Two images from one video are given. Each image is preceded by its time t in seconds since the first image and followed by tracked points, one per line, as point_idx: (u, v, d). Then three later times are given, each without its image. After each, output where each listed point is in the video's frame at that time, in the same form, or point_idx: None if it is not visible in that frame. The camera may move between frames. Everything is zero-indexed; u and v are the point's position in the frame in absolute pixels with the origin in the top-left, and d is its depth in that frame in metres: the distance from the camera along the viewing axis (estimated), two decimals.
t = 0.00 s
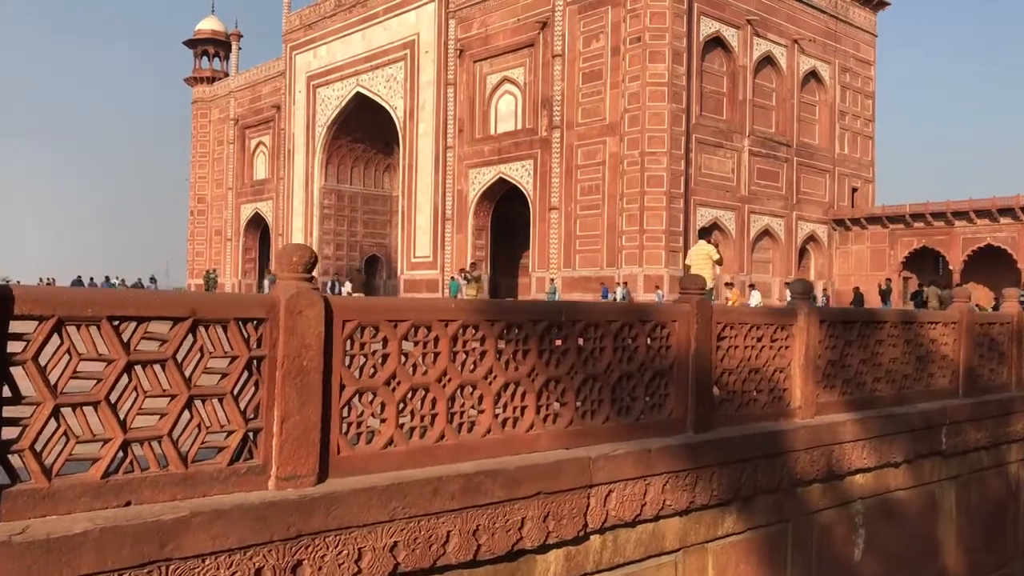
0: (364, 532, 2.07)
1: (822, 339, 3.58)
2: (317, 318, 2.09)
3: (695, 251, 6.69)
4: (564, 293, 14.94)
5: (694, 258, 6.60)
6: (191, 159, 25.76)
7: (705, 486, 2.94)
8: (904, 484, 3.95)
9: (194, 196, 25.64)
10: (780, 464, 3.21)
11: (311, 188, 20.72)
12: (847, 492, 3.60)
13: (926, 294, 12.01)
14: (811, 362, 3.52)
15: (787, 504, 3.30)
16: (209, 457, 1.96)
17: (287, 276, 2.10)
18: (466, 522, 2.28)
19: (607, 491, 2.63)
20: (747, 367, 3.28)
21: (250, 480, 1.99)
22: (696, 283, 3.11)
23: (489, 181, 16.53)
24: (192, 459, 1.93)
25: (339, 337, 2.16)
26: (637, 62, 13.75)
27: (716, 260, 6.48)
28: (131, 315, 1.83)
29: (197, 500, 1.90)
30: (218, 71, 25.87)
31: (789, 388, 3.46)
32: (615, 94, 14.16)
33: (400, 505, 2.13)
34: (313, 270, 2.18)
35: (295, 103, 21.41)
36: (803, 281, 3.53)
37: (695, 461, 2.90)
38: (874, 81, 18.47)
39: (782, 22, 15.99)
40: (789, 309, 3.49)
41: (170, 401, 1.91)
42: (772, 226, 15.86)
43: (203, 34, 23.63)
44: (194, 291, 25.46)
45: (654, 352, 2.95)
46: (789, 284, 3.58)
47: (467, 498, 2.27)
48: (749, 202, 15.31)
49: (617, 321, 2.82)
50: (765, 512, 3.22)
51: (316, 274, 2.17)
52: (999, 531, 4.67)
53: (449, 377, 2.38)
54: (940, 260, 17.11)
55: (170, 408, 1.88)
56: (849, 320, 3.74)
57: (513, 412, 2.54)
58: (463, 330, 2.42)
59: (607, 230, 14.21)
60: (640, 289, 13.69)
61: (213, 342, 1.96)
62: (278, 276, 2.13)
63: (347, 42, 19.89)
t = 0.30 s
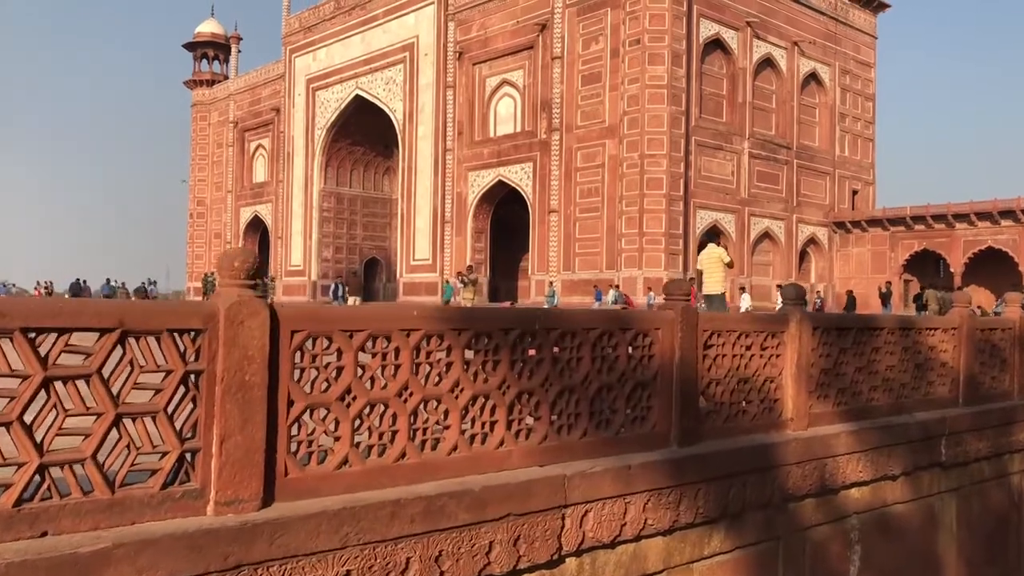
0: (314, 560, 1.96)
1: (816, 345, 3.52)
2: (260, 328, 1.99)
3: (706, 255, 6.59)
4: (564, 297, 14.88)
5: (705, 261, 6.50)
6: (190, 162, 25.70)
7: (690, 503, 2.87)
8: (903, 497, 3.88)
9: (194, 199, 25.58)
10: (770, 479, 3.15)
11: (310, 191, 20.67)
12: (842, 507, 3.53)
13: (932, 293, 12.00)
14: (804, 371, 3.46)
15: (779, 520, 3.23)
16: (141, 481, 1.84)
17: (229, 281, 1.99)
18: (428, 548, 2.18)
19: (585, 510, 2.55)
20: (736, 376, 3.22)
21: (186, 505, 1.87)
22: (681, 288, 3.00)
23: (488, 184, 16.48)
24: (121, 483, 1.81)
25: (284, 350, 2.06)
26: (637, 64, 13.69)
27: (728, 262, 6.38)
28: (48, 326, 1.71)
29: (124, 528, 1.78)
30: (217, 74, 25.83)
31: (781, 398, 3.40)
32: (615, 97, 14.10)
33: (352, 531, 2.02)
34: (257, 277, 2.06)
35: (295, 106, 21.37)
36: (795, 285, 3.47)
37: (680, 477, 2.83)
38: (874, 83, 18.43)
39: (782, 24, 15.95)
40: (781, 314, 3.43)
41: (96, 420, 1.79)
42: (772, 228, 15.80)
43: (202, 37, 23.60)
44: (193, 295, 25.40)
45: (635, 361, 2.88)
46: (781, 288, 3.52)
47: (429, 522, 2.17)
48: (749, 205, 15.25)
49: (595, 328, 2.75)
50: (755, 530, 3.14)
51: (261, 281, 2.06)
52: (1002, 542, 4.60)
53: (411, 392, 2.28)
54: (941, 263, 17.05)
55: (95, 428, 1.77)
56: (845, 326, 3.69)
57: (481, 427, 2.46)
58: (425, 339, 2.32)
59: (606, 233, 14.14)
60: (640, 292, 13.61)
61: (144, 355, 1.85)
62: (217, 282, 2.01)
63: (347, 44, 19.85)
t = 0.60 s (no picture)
0: None
1: (794, 353, 3.47)
2: (178, 334, 1.93)
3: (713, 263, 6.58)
4: (562, 305, 14.83)
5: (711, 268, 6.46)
6: (190, 172, 25.69)
7: (659, 521, 2.81)
8: (890, 511, 3.81)
9: (193, 208, 25.56)
10: (746, 494, 3.09)
11: (309, 200, 20.65)
12: (825, 522, 3.47)
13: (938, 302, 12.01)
14: (782, 381, 3.41)
15: (756, 537, 3.17)
16: (42, 502, 1.78)
17: (144, 285, 1.94)
18: (365, 571, 2.11)
19: (542, 529, 2.49)
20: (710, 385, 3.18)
21: (90, 527, 1.80)
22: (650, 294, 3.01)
23: (487, 193, 16.44)
24: (17, 505, 1.74)
25: (206, 362, 2.00)
26: (635, 73, 13.67)
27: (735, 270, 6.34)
28: None
29: (19, 552, 1.70)
30: (216, 83, 25.85)
31: (758, 409, 3.36)
32: (613, 105, 14.08)
33: (278, 553, 1.95)
34: (175, 278, 1.99)
35: (294, 115, 21.37)
36: (773, 291, 3.44)
37: (648, 493, 2.76)
38: (873, 91, 18.41)
39: (780, 32, 15.94)
40: (759, 321, 3.39)
41: None
42: (771, 237, 15.76)
43: (202, 46, 23.63)
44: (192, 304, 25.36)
45: (599, 371, 2.84)
46: (759, 294, 3.48)
47: (365, 544, 2.09)
48: (748, 213, 15.22)
49: (556, 336, 2.71)
50: (731, 547, 3.08)
51: (178, 284, 2.00)
52: (994, 556, 4.54)
53: (350, 404, 2.22)
54: (941, 271, 16.98)
55: None
56: (828, 334, 3.65)
57: (429, 442, 2.39)
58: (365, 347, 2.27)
59: (605, 241, 14.10)
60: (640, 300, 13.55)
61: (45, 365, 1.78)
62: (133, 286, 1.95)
63: (346, 54, 19.86)
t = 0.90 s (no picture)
0: None
1: (762, 366, 3.42)
2: (70, 347, 1.85)
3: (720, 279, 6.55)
4: (560, 318, 14.77)
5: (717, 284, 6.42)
6: (188, 185, 25.67)
7: (614, 543, 2.75)
8: (867, 530, 3.74)
9: (191, 221, 25.53)
10: (710, 514, 3.02)
11: (307, 213, 20.63)
12: (798, 543, 3.39)
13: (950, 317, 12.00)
14: (750, 395, 3.36)
15: (723, 558, 3.10)
16: None
17: (33, 293, 1.87)
18: None
19: (484, 553, 2.42)
20: (672, 400, 3.12)
21: None
22: (605, 304, 2.93)
23: (484, 205, 16.43)
24: None
25: (105, 378, 1.93)
26: (632, 85, 13.68)
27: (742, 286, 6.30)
28: None
29: None
30: (216, 96, 25.88)
31: (724, 426, 3.31)
32: (610, 117, 14.07)
33: None
34: (71, 284, 1.94)
35: (293, 128, 21.38)
36: (740, 301, 3.39)
37: (601, 515, 2.70)
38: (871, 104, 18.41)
39: (778, 45, 15.94)
40: (723, 334, 3.34)
41: None
42: (770, 249, 15.72)
43: (201, 59, 23.68)
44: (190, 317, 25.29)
45: (550, 386, 2.78)
46: (725, 305, 3.44)
47: (285, 570, 2.02)
48: (746, 225, 15.19)
49: (502, 350, 2.65)
50: (694, 570, 3.00)
51: (72, 295, 1.94)
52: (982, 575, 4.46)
53: (271, 424, 2.16)
54: (940, 283, 16.91)
55: None
56: (800, 346, 3.60)
57: (360, 462, 2.33)
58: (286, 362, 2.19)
59: (602, 254, 14.06)
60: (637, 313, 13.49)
61: None
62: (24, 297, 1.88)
63: (344, 67, 19.89)
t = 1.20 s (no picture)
0: None
1: (726, 386, 3.33)
2: None
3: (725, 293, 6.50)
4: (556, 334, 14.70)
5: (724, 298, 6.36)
6: (186, 202, 25.67)
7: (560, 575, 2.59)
8: (843, 558, 3.62)
9: (189, 238, 25.50)
10: (666, 543, 2.88)
11: (304, 230, 20.62)
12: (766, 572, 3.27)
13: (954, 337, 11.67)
14: (713, 417, 3.25)
15: None
16: None
17: None
18: None
19: None
20: (629, 421, 3.01)
21: None
22: (552, 321, 2.81)
23: (481, 221, 16.40)
24: None
25: None
26: (629, 101, 13.68)
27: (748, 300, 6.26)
28: None
29: None
30: (214, 113, 25.94)
31: (685, 449, 3.19)
32: (606, 134, 14.08)
33: None
34: None
35: (291, 145, 21.39)
36: (705, 316, 3.27)
37: (544, 546, 2.53)
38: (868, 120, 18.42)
39: (774, 61, 15.96)
40: (685, 352, 3.24)
41: None
42: (768, 265, 15.67)
43: (201, 77, 23.77)
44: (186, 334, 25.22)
45: (490, 409, 2.61)
46: (689, 321, 3.32)
47: None
48: (744, 242, 15.15)
49: (435, 370, 2.46)
50: None
51: None
52: None
53: (167, 451, 1.96)
54: (939, 300, 16.83)
55: None
56: (770, 365, 3.53)
57: (271, 493, 2.12)
58: (184, 385, 1.99)
59: (599, 270, 14.02)
60: (633, 329, 13.42)
61: None
62: None
63: (342, 84, 19.93)
